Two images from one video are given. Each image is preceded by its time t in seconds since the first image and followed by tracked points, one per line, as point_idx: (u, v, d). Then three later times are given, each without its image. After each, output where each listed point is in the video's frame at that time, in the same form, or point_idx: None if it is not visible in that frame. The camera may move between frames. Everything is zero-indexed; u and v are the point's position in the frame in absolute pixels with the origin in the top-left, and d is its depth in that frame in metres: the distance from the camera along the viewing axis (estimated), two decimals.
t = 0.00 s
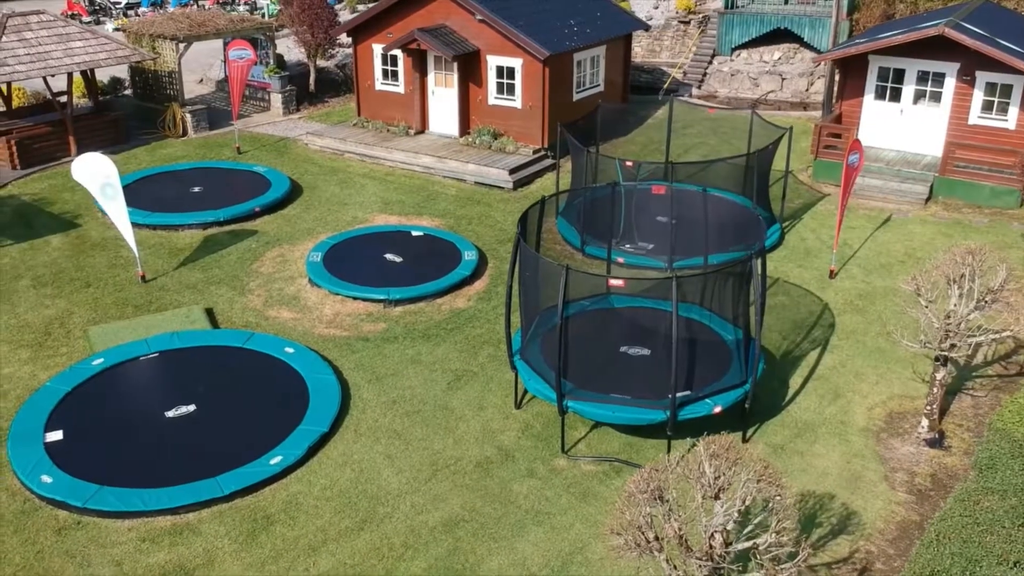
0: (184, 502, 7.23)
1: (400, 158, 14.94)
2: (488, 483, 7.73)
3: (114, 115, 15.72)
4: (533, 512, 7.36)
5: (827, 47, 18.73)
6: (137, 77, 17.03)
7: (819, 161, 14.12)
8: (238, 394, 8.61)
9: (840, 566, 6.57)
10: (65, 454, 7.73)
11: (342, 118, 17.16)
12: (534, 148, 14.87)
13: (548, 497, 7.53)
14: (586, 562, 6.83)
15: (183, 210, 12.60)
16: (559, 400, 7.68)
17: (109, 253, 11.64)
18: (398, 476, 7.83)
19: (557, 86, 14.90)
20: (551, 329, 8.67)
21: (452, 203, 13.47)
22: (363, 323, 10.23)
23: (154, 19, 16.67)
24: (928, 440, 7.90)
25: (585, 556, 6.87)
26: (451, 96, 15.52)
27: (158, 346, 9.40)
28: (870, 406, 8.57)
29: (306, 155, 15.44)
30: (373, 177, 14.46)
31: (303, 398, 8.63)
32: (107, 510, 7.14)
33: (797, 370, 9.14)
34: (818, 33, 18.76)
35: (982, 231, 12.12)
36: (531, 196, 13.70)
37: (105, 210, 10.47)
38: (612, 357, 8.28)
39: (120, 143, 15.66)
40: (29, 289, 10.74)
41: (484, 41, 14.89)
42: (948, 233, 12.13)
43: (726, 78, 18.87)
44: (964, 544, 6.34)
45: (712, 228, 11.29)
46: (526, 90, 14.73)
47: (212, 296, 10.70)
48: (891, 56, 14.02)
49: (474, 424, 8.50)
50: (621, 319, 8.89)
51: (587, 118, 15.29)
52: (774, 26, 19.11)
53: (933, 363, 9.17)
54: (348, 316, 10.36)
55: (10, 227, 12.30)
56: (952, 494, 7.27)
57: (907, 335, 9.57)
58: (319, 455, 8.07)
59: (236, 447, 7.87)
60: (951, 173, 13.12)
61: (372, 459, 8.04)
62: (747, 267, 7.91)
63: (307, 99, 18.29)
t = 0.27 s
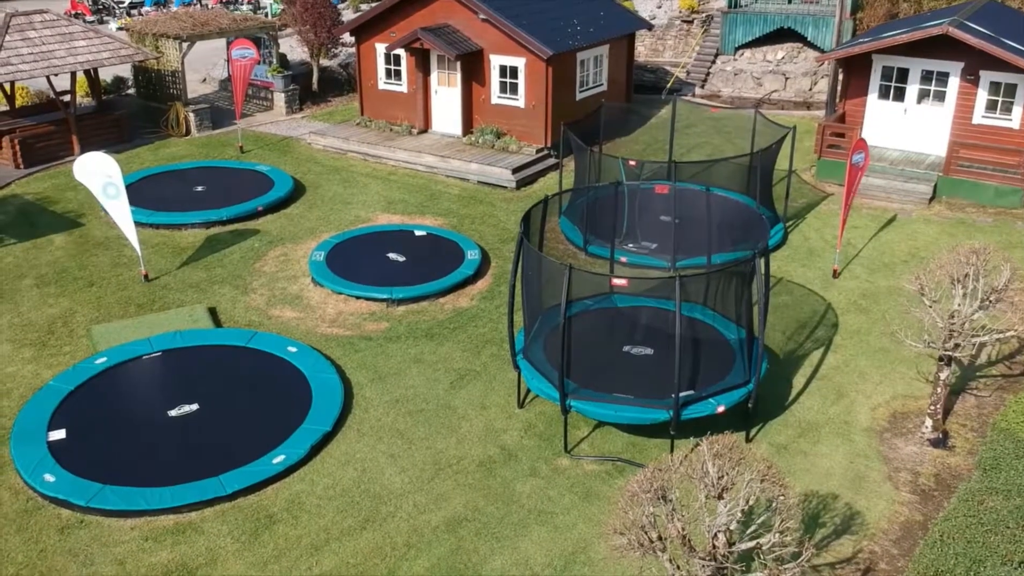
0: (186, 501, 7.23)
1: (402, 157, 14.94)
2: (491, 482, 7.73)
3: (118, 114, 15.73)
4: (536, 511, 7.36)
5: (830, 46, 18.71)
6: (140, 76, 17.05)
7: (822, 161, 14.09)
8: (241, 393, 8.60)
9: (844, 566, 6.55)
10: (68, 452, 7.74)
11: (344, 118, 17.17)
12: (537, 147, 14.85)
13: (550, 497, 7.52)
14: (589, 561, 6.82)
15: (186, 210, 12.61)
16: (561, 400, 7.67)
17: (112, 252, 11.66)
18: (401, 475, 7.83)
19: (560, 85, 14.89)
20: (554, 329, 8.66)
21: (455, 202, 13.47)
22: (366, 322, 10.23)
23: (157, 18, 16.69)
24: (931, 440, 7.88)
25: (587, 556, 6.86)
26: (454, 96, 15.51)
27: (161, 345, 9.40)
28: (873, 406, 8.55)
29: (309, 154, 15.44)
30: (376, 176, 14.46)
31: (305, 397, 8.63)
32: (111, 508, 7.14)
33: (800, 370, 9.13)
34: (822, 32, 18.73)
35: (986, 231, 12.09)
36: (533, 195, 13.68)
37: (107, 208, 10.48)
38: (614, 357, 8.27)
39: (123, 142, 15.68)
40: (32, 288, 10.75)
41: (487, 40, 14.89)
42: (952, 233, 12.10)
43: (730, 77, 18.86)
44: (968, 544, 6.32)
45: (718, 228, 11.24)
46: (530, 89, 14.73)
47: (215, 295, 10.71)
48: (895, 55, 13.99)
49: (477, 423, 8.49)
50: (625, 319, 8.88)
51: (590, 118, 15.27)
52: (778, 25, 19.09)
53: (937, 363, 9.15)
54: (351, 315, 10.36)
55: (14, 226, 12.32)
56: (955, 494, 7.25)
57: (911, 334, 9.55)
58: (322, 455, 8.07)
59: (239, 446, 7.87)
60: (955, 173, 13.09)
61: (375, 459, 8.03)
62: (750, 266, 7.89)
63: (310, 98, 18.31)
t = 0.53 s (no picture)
0: (190, 501, 7.22)
1: (406, 156, 14.93)
2: (495, 482, 7.71)
3: (121, 113, 15.74)
4: (540, 510, 7.34)
5: (834, 45, 18.67)
6: (143, 75, 17.06)
7: (826, 160, 14.05)
8: (245, 392, 8.59)
9: (849, 566, 6.53)
10: (72, 451, 7.73)
11: (348, 117, 17.16)
12: (541, 147, 14.83)
13: (554, 496, 7.50)
14: (593, 561, 6.80)
15: (189, 209, 12.61)
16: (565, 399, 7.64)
17: (116, 251, 11.67)
18: (405, 475, 7.81)
19: (563, 85, 14.87)
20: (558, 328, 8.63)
21: (459, 201, 13.45)
22: (369, 321, 10.22)
23: (160, 18, 16.70)
24: (936, 440, 7.86)
25: (591, 555, 6.85)
26: (457, 95, 15.50)
27: (165, 344, 9.40)
28: (878, 406, 8.52)
29: (312, 153, 15.44)
30: (379, 175, 14.45)
31: (309, 396, 8.63)
32: (114, 507, 7.13)
33: (805, 369, 9.10)
34: (826, 31, 18.70)
35: (991, 230, 12.06)
36: (537, 195, 13.67)
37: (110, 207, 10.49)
38: (618, 356, 8.24)
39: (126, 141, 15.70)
40: (35, 286, 10.76)
41: (491, 39, 14.87)
42: (957, 232, 12.06)
43: (734, 76, 18.83)
44: (974, 544, 6.33)
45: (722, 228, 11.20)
46: (533, 88, 14.71)
47: (218, 294, 10.71)
48: (900, 53, 13.95)
49: (481, 423, 8.48)
50: (629, 319, 8.85)
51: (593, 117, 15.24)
52: (782, 24, 19.05)
53: (942, 362, 9.12)
54: (355, 314, 10.35)
55: (17, 225, 12.33)
56: (961, 494, 7.22)
57: (916, 333, 9.52)
58: (326, 454, 8.06)
59: (243, 445, 7.86)
60: (959, 172, 13.05)
61: (379, 458, 8.02)
62: (755, 265, 7.87)
63: (313, 97, 18.30)
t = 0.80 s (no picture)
0: (194, 501, 7.21)
1: (410, 155, 14.91)
2: (500, 482, 7.69)
3: (125, 112, 15.75)
4: (545, 510, 7.32)
5: (839, 44, 18.62)
6: (147, 75, 17.06)
7: (831, 159, 14.01)
8: (249, 392, 8.58)
9: (856, 567, 6.51)
10: (76, 451, 7.73)
11: (351, 117, 17.14)
12: (545, 146, 14.80)
13: (560, 496, 7.48)
14: (599, 561, 6.78)
15: (192, 208, 12.61)
16: (570, 399, 7.62)
17: (120, 251, 11.66)
18: (409, 475, 7.79)
19: (567, 84, 14.84)
20: (563, 328, 8.61)
21: (463, 201, 13.43)
22: (373, 321, 10.20)
23: (164, 17, 16.70)
24: (943, 440, 7.82)
25: (597, 556, 6.83)
26: (461, 94, 15.48)
27: (169, 344, 9.39)
28: (884, 406, 8.49)
29: (316, 153, 15.43)
30: (383, 175, 14.43)
31: (314, 396, 8.62)
32: (119, 507, 7.13)
33: (811, 369, 9.07)
34: (830, 31, 18.65)
35: (997, 229, 12.02)
36: (541, 194, 13.64)
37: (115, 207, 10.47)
38: (624, 356, 8.22)
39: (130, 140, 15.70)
40: (39, 286, 10.75)
41: (494, 38, 14.85)
42: (963, 231, 12.01)
43: (738, 75, 18.83)
44: (982, 545, 6.46)
45: (727, 227, 11.17)
46: (537, 87, 14.68)
47: (222, 293, 10.69)
48: (905, 52, 13.90)
49: (485, 423, 8.46)
50: (634, 319, 8.83)
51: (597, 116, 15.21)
52: (786, 24, 19.02)
53: (948, 362, 9.08)
54: (359, 313, 10.34)
55: (21, 225, 12.33)
56: (968, 495, 7.19)
57: (922, 333, 9.48)
58: (330, 454, 8.05)
59: (247, 444, 7.85)
60: (965, 171, 13.00)
61: (383, 458, 8.00)
62: (761, 264, 7.84)
63: (316, 97, 18.29)
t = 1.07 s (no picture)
0: (196, 502, 7.20)
1: (413, 155, 14.89)
2: (503, 484, 7.66)
3: (128, 112, 15.74)
4: (548, 512, 7.30)
5: (843, 44, 18.59)
6: (150, 74, 17.06)
7: (835, 159, 13.97)
8: (251, 393, 8.56)
9: (860, 570, 6.47)
10: (78, 452, 7.71)
11: (354, 116, 17.13)
12: (548, 146, 14.78)
13: (563, 498, 7.45)
14: (602, 563, 6.75)
15: (195, 208, 12.60)
16: (573, 401, 7.60)
17: (123, 251, 11.66)
18: (412, 477, 7.77)
19: (570, 84, 14.81)
20: (567, 329, 8.58)
21: (466, 201, 13.40)
22: (376, 322, 10.18)
23: (167, 17, 16.70)
24: (947, 442, 7.77)
25: (600, 558, 6.80)
26: (464, 94, 15.46)
27: (171, 344, 9.38)
28: (888, 408, 8.45)
29: (319, 153, 15.41)
30: (386, 175, 14.41)
31: (316, 397, 8.60)
32: (121, 508, 7.11)
33: (815, 370, 9.04)
34: (834, 30, 18.64)
35: (1002, 230, 11.97)
36: (544, 194, 13.62)
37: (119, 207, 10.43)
38: (627, 357, 8.20)
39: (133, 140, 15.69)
40: (42, 286, 10.75)
41: (497, 38, 14.83)
42: (967, 232, 11.97)
43: (741, 75, 18.75)
44: (987, 549, 6.39)
45: (731, 227, 11.17)
46: (540, 87, 14.65)
47: (225, 294, 10.68)
48: (909, 52, 13.85)
49: (488, 424, 8.44)
50: (637, 319, 8.81)
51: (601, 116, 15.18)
52: (790, 23, 18.98)
53: (953, 363, 9.05)
54: (362, 314, 10.32)
55: (24, 225, 12.33)
56: (973, 497, 7.15)
57: (926, 335, 9.44)
58: (333, 455, 8.03)
59: (249, 446, 7.83)
60: (969, 172, 12.95)
61: (386, 459, 7.98)
62: (764, 265, 7.80)
63: (319, 97, 18.28)
